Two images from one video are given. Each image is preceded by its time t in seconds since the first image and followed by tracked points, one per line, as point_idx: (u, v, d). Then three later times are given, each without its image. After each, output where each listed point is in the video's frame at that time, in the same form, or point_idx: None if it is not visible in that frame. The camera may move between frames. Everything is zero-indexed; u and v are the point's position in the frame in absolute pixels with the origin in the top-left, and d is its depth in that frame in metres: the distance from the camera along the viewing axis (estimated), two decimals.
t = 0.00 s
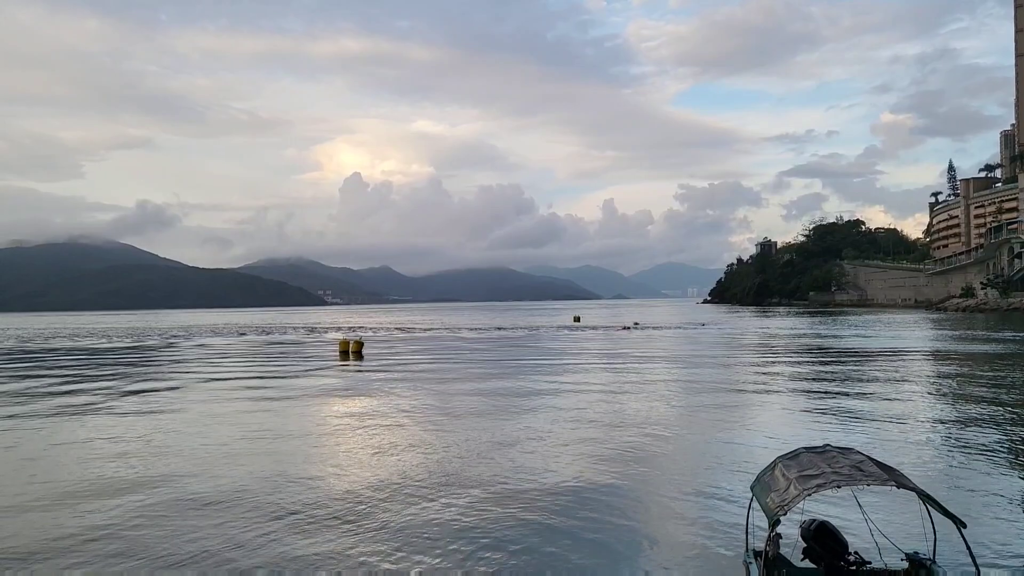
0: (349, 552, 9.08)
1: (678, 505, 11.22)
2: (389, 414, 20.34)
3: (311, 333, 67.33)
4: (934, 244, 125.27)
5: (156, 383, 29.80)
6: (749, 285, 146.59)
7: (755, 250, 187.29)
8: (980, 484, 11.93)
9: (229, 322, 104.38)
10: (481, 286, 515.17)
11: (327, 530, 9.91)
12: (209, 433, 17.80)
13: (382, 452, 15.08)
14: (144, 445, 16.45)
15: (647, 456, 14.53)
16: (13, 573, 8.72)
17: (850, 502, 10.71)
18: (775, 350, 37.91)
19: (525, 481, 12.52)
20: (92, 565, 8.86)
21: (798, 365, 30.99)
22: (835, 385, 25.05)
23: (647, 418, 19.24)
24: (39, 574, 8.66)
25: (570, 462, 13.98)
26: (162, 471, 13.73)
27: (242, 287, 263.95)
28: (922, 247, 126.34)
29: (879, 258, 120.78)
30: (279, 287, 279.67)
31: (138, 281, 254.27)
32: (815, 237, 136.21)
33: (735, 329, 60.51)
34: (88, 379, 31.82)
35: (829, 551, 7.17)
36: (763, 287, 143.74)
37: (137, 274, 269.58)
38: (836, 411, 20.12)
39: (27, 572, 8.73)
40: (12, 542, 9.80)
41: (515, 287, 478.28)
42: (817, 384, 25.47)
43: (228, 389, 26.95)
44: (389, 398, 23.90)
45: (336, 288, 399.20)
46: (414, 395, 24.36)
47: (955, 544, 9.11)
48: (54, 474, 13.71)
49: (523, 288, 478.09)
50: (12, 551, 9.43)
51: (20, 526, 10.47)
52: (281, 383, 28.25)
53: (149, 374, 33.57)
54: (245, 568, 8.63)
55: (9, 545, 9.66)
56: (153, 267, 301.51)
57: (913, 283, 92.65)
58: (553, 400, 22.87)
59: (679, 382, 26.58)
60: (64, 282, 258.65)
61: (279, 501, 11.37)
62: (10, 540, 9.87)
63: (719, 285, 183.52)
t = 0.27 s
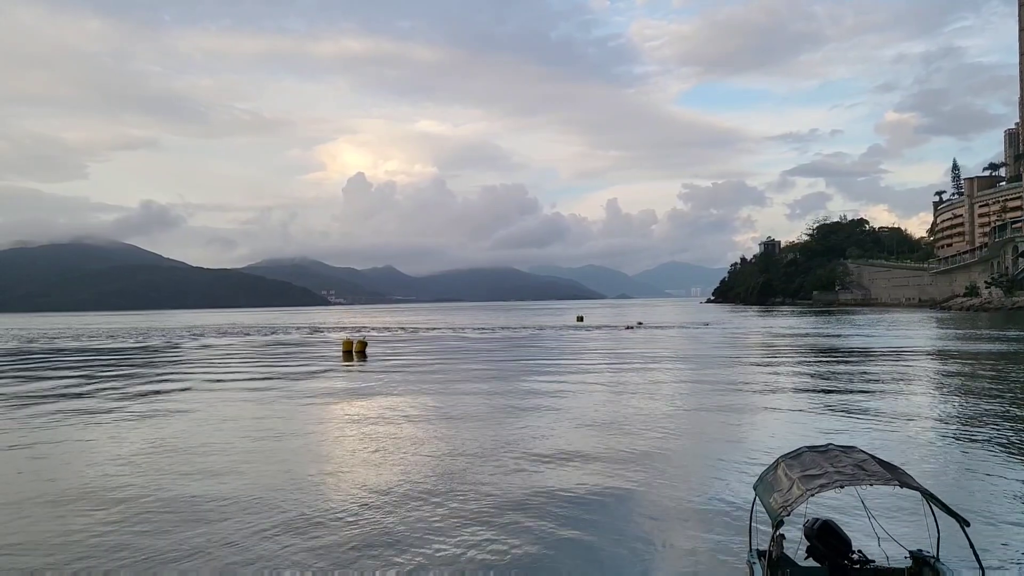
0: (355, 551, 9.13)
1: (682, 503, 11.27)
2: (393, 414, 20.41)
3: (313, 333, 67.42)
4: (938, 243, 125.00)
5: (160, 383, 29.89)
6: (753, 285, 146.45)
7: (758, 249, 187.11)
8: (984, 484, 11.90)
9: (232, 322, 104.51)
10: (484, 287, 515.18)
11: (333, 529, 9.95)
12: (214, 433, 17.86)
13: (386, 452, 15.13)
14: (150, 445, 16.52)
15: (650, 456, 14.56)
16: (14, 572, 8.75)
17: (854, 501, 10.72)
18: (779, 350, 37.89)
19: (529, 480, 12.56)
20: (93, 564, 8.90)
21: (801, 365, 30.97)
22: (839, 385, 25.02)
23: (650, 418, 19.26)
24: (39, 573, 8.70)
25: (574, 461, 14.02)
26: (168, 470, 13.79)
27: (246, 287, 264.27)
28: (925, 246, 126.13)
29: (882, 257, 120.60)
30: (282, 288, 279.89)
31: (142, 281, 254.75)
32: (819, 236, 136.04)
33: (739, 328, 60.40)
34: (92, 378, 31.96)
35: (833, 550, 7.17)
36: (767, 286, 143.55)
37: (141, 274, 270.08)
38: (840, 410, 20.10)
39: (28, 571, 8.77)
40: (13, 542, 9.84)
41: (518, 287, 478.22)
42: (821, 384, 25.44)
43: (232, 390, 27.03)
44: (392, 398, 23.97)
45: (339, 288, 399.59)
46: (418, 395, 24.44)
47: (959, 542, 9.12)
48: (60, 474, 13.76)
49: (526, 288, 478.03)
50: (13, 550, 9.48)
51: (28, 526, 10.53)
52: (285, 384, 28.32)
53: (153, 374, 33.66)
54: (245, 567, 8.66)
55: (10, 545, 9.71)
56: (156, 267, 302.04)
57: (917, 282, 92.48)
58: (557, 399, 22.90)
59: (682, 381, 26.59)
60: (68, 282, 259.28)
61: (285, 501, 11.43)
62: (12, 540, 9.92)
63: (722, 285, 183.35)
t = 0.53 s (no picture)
0: (357, 551, 9.16)
1: (684, 503, 11.29)
2: (395, 414, 20.46)
3: (316, 333, 67.54)
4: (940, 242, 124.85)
5: (163, 384, 29.96)
6: (754, 285, 146.34)
7: (760, 249, 186.97)
8: (985, 483, 11.87)
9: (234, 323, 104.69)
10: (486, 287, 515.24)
11: (335, 530, 9.98)
12: (217, 434, 17.90)
13: (388, 453, 15.17)
14: (154, 446, 16.57)
15: (652, 456, 14.58)
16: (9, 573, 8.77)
17: (855, 501, 10.72)
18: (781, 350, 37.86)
19: (531, 481, 12.58)
20: (89, 565, 8.92)
21: (803, 365, 30.96)
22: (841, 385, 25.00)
23: (652, 418, 19.27)
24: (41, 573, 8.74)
25: (576, 462, 14.03)
26: (170, 471, 13.82)
27: (248, 288, 264.57)
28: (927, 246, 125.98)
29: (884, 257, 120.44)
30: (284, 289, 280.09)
31: (144, 282, 255.15)
32: (820, 236, 135.95)
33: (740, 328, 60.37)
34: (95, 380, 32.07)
35: (833, 551, 7.18)
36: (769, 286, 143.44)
37: (143, 275, 270.57)
38: (841, 410, 20.10)
39: (23, 572, 8.79)
40: (11, 542, 9.88)
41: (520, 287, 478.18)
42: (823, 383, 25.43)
43: (235, 390, 27.09)
44: (394, 398, 24.02)
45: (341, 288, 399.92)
46: (420, 395, 24.46)
47: (960, 542, 9.13)
48: (64, 475, 13.81)
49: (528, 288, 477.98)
50: (9, 552, 9.50)
51: (31, 526, 10.57)
52: (287, 384, 28.38)
53: (156, 375, 33.74)
54: (240, 569, 8.67)
55: (11, 545, 9.76)
56: (159, 268, 302.53)
57: (919, 281, 92.37)
58: (559, 399, 22.91)
59: (684, 382, 26.60)
60: (70, 283, 259.76)
61: (287, 502, 11.47)
62: (13, 540, 9.96)
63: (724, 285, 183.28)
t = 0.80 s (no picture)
0: (358, 551, 9.19)
1: (685, 503, 11.30)
2: (397, 415, 20.50)
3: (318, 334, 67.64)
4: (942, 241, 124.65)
5: (166, 384, 30.03)
6: (757, 285, 146.21)
7: (762, 249, 186.83)
8: (987, 484, 11.86)
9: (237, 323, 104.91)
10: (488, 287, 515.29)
11: (336, 530, 10.01)
12: (220, 434, 17.94)
13: (390, 453, 15.20)
14: (156, 446, 16.63)
15: (654, 456, 14.59)
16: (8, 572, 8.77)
17: (856, 502, 10.73)
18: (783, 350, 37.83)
19: (533, 481, 12.60)
20: (92, 564, 8.96)
21: (805, 365, 30.93)
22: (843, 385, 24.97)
23: (654, 418, 19.28)
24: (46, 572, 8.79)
25: (578, 462, 14.04)
26: (172, 471, 13.87)
27: (250, 289, 264.88)
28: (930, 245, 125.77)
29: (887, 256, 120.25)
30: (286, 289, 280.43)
31: (147, 283, 255.59)
32: (822, 236, 135.85)
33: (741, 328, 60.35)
34: (96, 380, 32.12)
35: (834, 552, 7.17)
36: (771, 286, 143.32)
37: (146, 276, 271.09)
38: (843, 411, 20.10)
39: (24, 571, 8.80)
40: (10, 542, 9.89)
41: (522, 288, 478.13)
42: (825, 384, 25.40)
43: (237, 391, 27.15)
44: (396, 398, 24.07)
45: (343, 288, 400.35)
46: (422, 395, 24.50)
47: (961, 542, 9.12)
48: (67, 475, 13.85)
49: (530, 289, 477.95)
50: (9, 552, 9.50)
51: (35, 525, 10.61)
52: (289, 385, 28.43)
53: (159, 376, 33.82)
54: (242, 568, 8.70)
55: (15, 543, 9.81)
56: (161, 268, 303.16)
57: (921, 281, 92.26)
58: (561, 400, 22.92)
59: (685, 382, 26.60)
60: (73, 284, 260.31)
61: (290, 502, 11.50)
62: (16, 539, 10.00)
63: (726, 285, 183.22)
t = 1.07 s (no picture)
0: (361, 551, 9.23)
1: (687, 503, 11.31)
2: (399, 414, 20.55)
3: (320, 334, 67.73)
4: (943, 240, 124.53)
5: (169, 384, 30.12)
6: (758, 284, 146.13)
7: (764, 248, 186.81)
8: (987, 483, 11.88)
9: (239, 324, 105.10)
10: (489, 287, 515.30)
11: (338, 530, 10.05)
12: (222, 434, 17.99)
13: (391, 453, 15.25)
14: (160, 446, 16.69)
15: (655, 455, 14.63)
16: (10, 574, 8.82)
17: (856, 502, 10.75)
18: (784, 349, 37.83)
19: (534, 480, 12.63)
20: (96, 565, 9.02)
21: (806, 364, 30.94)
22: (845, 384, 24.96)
23: (655, 417, 19.31)
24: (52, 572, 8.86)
25: (579, 461, 14.08)
26: (175, 471, 13.94)
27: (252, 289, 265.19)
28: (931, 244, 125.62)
29: (888, 255, 120.10)
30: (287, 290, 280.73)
31: (149, 283, 256.08)
32: (824, 235, 135.76)
33: (743, 327, 60.30)
34: (99, 381, 32.21)
35: (834, 551, 7.18)
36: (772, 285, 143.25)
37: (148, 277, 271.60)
38: (844, 410, 20.09)
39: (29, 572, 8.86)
40: (12, 544, 9.94)
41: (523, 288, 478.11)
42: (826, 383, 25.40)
43: (240, 391, 27.21)
44: (398, 398, 24.11)
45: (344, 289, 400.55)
46: (423, 395, 24.54)
47: (961, 542, 9.14)
48: (71, 475, 13.93)
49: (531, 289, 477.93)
50: (11, 553, 9.55)
51: (39, 525, 10.68)
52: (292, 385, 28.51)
53: (162, 376, 33.92)
54: (245, 567, 8.75)
55: (19, 545, 9.87)
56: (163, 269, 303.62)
57: (922, 280, 92.17)
58: (562, 399, 22.96)
59: (687, 381, 26.62)
60: (76, 284, 260.80)
61: (292, 501, 11.55)
62: (21, 539, 10.08)
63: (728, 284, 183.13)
